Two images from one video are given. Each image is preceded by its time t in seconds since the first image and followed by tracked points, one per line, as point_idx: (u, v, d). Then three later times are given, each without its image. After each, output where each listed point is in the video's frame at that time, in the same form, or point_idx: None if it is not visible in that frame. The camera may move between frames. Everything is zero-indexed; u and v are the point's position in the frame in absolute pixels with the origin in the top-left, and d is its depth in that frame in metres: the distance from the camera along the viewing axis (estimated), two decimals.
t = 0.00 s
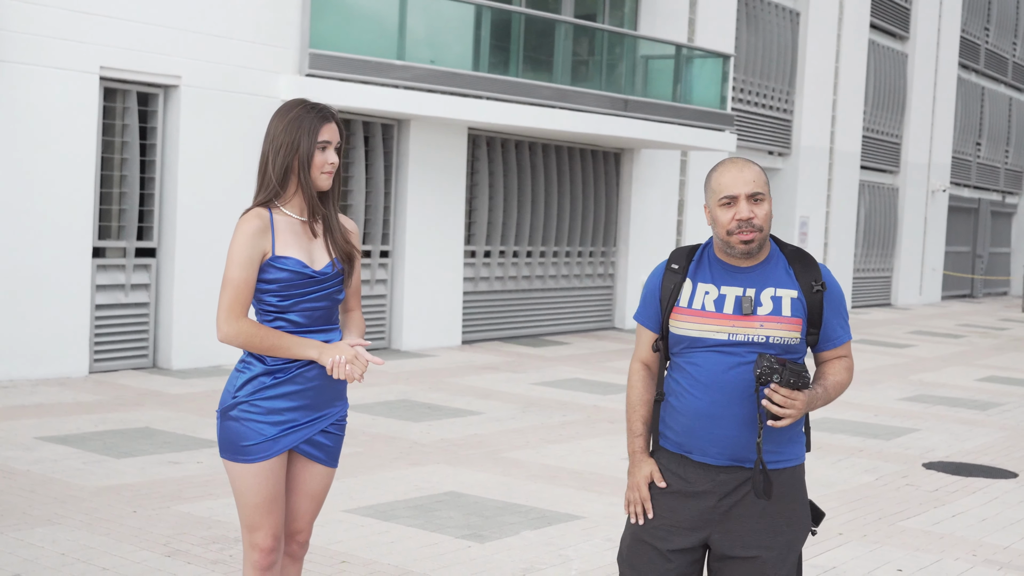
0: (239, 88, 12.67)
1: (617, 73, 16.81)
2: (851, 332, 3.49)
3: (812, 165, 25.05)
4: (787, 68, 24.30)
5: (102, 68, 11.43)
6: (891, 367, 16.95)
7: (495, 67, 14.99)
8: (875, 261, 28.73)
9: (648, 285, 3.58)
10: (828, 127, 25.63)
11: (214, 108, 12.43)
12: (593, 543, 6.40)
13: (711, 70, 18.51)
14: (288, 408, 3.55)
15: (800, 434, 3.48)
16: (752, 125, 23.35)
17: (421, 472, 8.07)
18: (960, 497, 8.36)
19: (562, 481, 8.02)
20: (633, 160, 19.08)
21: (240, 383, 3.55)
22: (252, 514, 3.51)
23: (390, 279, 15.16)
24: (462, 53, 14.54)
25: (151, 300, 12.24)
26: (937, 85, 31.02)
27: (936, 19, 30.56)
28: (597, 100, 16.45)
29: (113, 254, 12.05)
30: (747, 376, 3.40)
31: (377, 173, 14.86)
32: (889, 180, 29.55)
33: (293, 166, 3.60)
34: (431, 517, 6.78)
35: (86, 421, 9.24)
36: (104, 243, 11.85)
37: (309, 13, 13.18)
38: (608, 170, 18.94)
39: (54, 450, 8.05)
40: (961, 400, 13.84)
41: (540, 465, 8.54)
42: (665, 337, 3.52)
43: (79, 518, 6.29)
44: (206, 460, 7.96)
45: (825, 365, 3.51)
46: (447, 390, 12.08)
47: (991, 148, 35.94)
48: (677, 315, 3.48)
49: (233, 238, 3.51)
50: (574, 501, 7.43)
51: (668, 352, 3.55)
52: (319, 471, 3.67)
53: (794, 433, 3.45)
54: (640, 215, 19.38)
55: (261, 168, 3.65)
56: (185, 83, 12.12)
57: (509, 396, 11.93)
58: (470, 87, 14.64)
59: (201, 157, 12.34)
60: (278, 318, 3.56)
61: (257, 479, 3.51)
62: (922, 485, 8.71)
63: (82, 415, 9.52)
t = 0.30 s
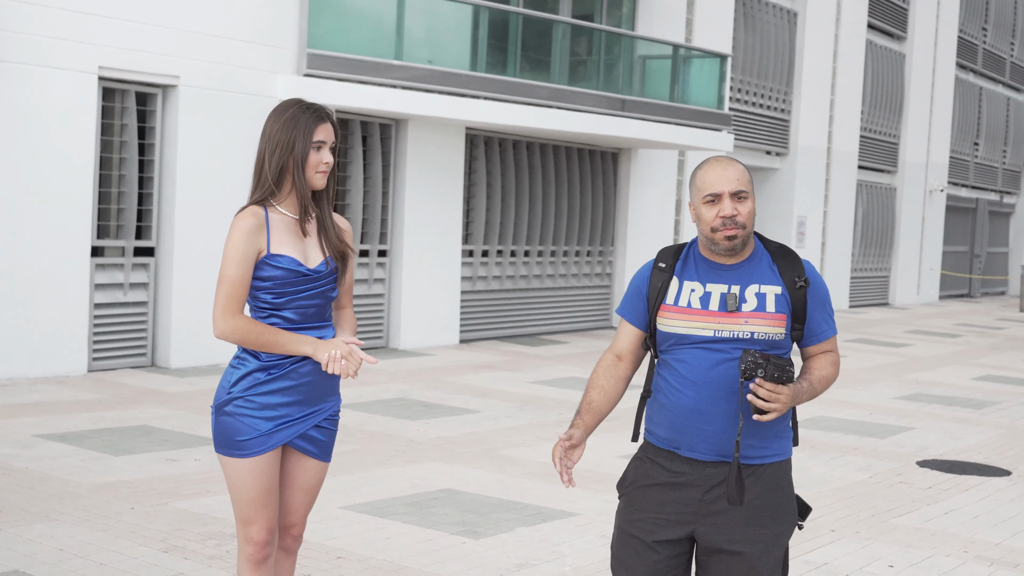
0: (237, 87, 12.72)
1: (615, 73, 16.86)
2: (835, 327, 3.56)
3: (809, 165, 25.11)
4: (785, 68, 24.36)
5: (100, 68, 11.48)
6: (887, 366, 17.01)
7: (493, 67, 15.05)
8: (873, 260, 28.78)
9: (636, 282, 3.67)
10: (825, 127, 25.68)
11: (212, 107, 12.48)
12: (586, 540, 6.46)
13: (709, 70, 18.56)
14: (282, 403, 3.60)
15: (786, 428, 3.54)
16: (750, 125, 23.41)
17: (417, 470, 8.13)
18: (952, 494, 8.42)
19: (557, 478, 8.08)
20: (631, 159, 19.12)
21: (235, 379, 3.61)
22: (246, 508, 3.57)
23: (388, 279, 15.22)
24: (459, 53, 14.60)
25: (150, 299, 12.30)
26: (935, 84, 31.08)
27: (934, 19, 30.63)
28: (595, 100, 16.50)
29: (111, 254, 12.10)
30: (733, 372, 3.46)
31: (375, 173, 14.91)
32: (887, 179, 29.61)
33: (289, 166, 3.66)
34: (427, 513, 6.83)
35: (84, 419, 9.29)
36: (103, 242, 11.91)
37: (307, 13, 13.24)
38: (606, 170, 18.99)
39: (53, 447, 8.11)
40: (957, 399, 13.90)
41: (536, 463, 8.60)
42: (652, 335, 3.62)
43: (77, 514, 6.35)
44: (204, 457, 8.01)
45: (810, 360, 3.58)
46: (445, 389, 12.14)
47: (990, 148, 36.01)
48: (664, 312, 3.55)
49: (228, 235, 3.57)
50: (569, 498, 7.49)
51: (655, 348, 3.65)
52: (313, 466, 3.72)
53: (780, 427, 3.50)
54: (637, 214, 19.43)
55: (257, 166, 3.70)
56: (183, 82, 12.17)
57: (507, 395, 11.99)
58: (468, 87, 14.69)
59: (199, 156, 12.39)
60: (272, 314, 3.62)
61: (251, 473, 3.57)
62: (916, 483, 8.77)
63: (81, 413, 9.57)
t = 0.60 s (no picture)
0: (236, 86, 12.75)
1: (614, 73, 16.88)
2: (828, 323, 3.57)
3: (808, 165, 25.13)
4: (784, 67, 24.38)
5: (99, 67, 11.50)
6: (886, 365, 17.04)
7: (491, 66, 15.07)
8: (871, 260, 28.80)
9: (629, 282, 3.70)
10: (824, 127, 25.70)
11: (211, 106, 12.50)
12: (583, 537, 6.48)
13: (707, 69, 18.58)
14: (277, 400, 3.63)
15: (780, 424, 3.56)
16: (749, 124, 23.44)
17: (415, 468, 8.15)
18: (949, 492, 8.44)
19: (554, 476, 8.10)
20: (629, 159, 19.14)
21: (230, 376, 3.64)
22: (242, 504, 3.59)
23: (387, 278, 15.24)
24: (458, 53, 14.61)
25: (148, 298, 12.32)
26: (934, 84, 31.10)
27: (933, 19, 30.65)
28: (594, 99, 16.51)
29: (110, 253, 12.12)
30: (726, 369, 3.49)
31: (374, 172, 14.93)
32: (886, 179, 29.63)
33: (284, 164, 3.68)
34: (424, 511, 6.85)
35: (83, 417, 9.32)
36: (102, 241, 11.93)
37: (306, 12, 13.25)
38: (604, 169, 19.02)
39: (52, 445, 8.13)
40: (954, 398, 13.93)
41: (533, 461, 8.62)
42: (645, 332, 3.64)
43: (75, 511, 6.37)
44: (202, 455, 8.03)
45: (804, 357, 3.59)
46: (443, 388, 12.17)
47: (988, 147, 36.04)
48: (657, 310, 3.58)
49: (224, 232, 3.59)
50: (567, 496, 7.51)
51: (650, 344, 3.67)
52: (308, 462, 3.75)
53: (774, 423, 3.53)
54: (636, 214, 19.46)
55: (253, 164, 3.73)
56: (182, 82, 12.19)
57: (505, 393, 12.01)
58: (467, 86, 14.70)
59: (198, 155, 12.41)
60: (267, 312, 3.65)
61: (247, 469, 3.59)
62: (913, 481, 8.79)
63: (80, 411, 9.59)
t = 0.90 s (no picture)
0: (236, 86, 12.76)
1: (614, 72, 16.88)
2: (825, 321, 3.58)
3: (807, 165, 25.14)
4: (783, 67, 24.38)
5: (98, 66, 11.50)
6: (885, 365, 17.05)
7: (490, 65, 15.08)
8: (871, 259, 28.80)
9: (626, 280, 3.72)
10: (823, 126, 25.70)
11: (211, 105, 12.51)
12: (582, 535, 6.49)
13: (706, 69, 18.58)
14: (275, 397, 3.64)
15: (777, 422, 3.56)
16: (748, 124, 23.43)
17: (415, 466, 8.17)
18: (948, 491, 8.45)
19: (553, 474, 8.12)
20: (628, 158, 19.15)
21: (228, 373, 3.65)
22: (240, 501, 3.60)
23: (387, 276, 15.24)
24: (458, 52, 14.62)
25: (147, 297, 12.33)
26: (933, 83, 31.10)
27: (932, 19, 30.65)
28: (593, 98, 16.51)
29: (110, 251, 12.12)
30: (723, 366, 3.50)
31: (373, 170, 14.93)
32: (885, 178, 29.62)
33: (283, 161, 3.69)
34: (424, 509, 6.86)
35: (83, 416, 9.32)
36: (102, 239, 11.93)
37: (306, 11, 13.26)
38: (604, 168, 19.03)
39: (52, 444, 8.14)
40: (954, 397, 13.94)
41: (533, 459, 8.63)
42: (643, 330, 3.65)
43: (75, 510, 6.38)
44: (202, 454, 8.04)
45: (801, 354, 3.60)
46: (443, 386, 12.18)
47: (988, 146, 36.04)
48: (654, 307, 3.59)
49: (221, 230, 3.60)
50: (566, 494, 7.52)
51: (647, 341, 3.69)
52: (307, 459, 3.76)
53: (771, 421, 3.53)
54: (635, 213, 19.47)
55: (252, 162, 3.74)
56: (181, 80, 12.19)
57: (505, 392, 12.02)
58: (465, 85, 14.70)
59: (198, 154, 12.42)
60: (264, 309, 3.66)
61: (245, 466, 3.60)
62: (912, 479, 8.80)
63: (80, 409, 9.60)
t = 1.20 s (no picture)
0: (235, 85, 12.75)
1: (613, 72, 16.88)
2: (824, 319, 3.56)
3: (807, 164, 25.13)
4: (783, 66, 24.38)
5: (98, 65, 11.49)
6: (885, 364, 17.04)
7: (490, 64, 15.07)
8: (870, 259, 28.79)
9: (626, 279, 3.72)
10: (823, 126, 25.70)
11: (211, 104, 12.50)
12: (583, 535, 6.48)
13: (705, 68, 18.56)
14: (274, 396, 3.64)
15: (775, 421, 3.56)
16: (747, 123, 23.42)
17: (415, 465, 8.16)
18: (948, 490, 8.44)
19: (553, 474, 8.12)
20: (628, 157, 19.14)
21: (227, 371, 3.65)
22: (239, 500, 3.60)
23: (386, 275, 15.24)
24: (457, 51, 14.62)
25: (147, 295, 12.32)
26: (932, 82, 31.10)
27: (931, 18, 30.65)
28: (593, 97, 16.50)
29: (110, 250, 12.12)
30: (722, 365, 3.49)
31: (372, 169, 14.91)
32: (884, 178, 29.61)
33: (281, 160, 3.68)
34: (424, 509, 6.86)
35: (82, 415, 9.31)
36: (101, 238, 11.92)
37: (305, 10, 13.24)
38: (603, 167, 19.03)
39: (51, 443, 8.13)
40: (953, 396, 13.95)
41: (533, 459, 8.63)
42: (643, 329, 3.66)
43: (75, 509, 6.37)
44: (201, 453, 8.04)
45: (800, 353, 3.59)
46: (443, 385, 12.18)
47: (987, 146, 36.05)
48: (653, 306, 3.59)
49: (218, 229, 3.60)
50: (566, 493, 7.52)
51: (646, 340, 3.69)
52: (307, 458, 3.76)
53: (769, 420, 3.53)
54: (634, 212, 19.46)
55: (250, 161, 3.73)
56: (181, 80, 12.19)
57: (504, 391, 12.01)
58: (465, 84, 14.69)
59: (198, 153, 12.41)
60: (262, 307, 3.65)
61: (244, 465, 3.60)
62: (912, 479, 8.80)
63: (79, 409, 9.60)
